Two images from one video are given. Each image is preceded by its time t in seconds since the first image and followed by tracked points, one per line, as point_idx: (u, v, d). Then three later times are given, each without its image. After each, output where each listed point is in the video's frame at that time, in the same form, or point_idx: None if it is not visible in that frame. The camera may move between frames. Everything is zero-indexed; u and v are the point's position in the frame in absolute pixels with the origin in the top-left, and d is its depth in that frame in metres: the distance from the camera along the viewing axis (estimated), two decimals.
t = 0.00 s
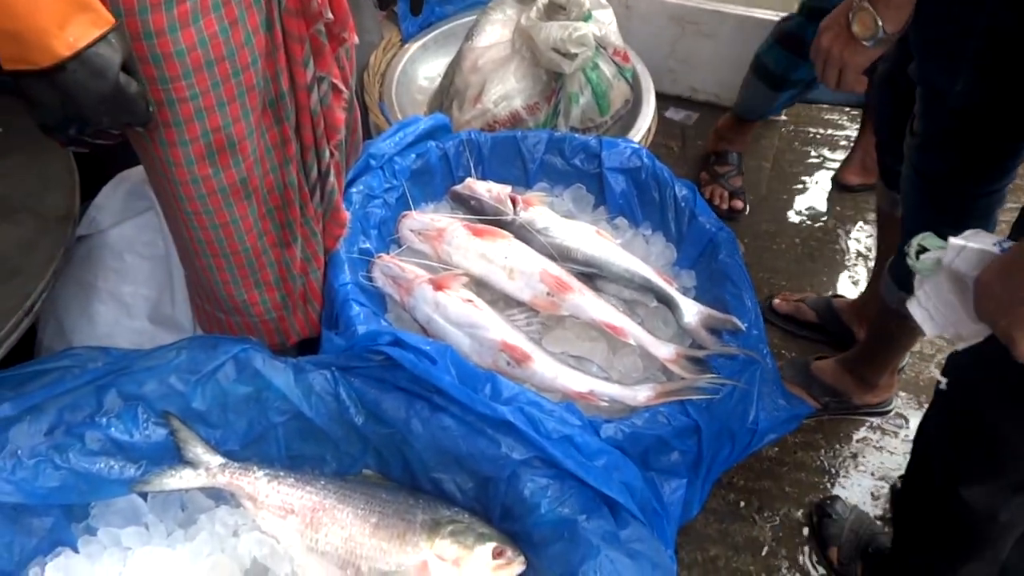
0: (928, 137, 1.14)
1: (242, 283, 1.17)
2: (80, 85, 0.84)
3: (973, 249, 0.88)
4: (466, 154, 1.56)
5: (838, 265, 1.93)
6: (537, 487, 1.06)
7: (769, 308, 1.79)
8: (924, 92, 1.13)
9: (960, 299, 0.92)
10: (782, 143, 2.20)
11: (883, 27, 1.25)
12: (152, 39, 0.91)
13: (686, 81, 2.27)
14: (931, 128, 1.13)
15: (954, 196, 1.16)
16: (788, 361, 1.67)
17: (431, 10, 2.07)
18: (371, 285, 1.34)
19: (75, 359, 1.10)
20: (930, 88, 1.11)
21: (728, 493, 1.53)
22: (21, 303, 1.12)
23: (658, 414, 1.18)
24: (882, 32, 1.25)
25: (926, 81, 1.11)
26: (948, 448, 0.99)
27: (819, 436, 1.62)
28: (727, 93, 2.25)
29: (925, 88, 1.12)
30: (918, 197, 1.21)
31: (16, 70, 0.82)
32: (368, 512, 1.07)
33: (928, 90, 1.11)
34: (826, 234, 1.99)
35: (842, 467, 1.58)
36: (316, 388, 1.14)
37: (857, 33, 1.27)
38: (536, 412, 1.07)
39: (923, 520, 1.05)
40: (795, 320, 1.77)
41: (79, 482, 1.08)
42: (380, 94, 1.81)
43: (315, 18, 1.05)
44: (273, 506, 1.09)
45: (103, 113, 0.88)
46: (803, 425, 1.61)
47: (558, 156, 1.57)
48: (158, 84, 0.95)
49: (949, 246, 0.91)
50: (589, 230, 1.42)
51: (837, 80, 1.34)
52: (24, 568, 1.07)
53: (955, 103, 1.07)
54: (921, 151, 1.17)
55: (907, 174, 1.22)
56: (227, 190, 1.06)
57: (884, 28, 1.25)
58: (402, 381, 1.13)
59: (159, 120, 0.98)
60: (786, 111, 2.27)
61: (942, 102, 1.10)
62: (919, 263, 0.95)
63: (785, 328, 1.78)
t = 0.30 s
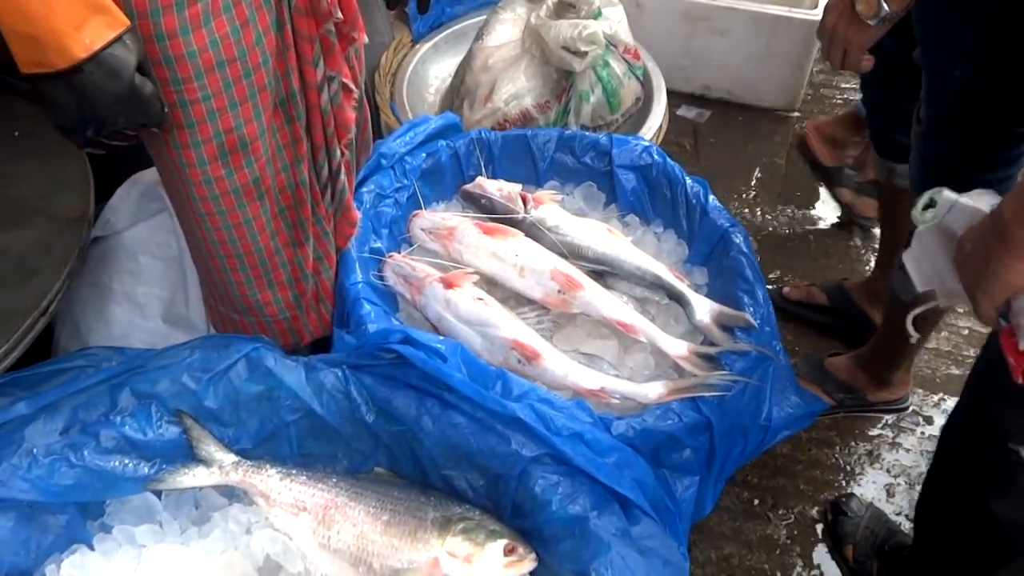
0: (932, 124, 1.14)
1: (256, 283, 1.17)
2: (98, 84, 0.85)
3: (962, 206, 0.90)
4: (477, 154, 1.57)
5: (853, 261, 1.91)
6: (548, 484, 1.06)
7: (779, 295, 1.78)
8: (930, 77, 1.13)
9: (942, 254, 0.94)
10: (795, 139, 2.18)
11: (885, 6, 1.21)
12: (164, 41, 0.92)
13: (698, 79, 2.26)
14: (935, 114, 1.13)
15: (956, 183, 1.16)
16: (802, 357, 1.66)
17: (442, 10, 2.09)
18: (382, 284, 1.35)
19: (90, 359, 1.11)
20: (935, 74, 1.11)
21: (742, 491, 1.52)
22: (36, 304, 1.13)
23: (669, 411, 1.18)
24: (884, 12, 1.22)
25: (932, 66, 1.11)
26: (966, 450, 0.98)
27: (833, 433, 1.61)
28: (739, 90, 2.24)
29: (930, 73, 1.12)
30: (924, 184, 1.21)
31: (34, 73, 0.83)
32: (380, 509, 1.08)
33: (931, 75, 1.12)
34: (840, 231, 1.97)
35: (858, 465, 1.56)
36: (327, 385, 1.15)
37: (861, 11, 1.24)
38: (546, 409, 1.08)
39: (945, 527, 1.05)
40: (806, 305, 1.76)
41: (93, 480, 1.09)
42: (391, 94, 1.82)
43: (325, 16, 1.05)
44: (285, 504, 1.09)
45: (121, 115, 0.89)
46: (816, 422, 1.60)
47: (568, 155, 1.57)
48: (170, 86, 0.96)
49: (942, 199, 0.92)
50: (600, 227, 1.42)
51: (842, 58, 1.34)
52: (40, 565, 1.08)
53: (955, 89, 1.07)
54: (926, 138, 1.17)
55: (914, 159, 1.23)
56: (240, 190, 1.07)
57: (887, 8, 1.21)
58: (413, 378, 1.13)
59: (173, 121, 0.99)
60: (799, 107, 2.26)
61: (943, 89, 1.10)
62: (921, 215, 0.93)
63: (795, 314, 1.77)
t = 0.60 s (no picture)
0: (934, 111, 1.16)
1: (261, 282, 1.18)
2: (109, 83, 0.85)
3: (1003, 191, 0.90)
4: (481, 152, 1.57)
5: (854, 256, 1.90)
6: (552, 479, 1.06)
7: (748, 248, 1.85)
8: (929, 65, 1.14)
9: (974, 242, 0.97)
10: (800, 138, 2.18)
11: None
12: (169, 40, 0.93)
13: (702, 77, 2.26)
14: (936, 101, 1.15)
15: (957, 168, 1.17)
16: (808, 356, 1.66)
17: (446, 10, 2.09)
18: (387, 282, 1.35)
19: (97, 357, 1.12)
20: (936, 61, 1.12)
21: (748, 488, 1.52)
22: (44, 302, 1.14)
23: (673, 407, 1.18)
24: None
25: (932, 54, 1.13)
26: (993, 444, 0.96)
27: (840, 430, 1.60)
28: (744, 88, 2.24)
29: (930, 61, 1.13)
30: (925, 169, 1.22)
31: (43, 71, 0.83)
32: (384, 505, 1.08)
33: (931, 64, 1.13)
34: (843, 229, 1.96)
35: (864, 462, 1.56)
36: (332, 382, 1.15)
37: None
38: (550, 404, 1.08)
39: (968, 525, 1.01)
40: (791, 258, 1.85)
41: (100, 476, 1.09)
42: (396, 95, 1.83)
43: (330, 16, 1.05)
44: (290, 500, 1.09)
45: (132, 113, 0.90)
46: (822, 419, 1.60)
47: (572, 153, 1.57)
48: (176, 85, 0.96)
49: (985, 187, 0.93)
50: (604, 225, 1.42)
51: (862, 45, 1.29)
52: (48, 560, 1.09)
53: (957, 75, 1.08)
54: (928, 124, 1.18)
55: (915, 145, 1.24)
56: (245, 189, 1.08)
57: None
58: (417, 375, 1.14)
59: (178, 121, 1.00)
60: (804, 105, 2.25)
61: (944, 75, 1.11)
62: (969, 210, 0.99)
63: (782, 271, 1.85)
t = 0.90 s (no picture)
0: (920, 89, 1.17)
1: (265, 279, 1.19)
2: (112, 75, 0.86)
3: None
4: (484, 151, 1.58)
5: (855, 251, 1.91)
6: (554, 473, 1.06)
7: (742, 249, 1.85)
8: (910, 55, 1.15)
9: None
10: (802, 136, 2.19)
11: None
12: (175, 38, 0.94)
13: (704, 76, 2.27)
14: (923, 86, 1.16)
15: (945, 138, 1.21)
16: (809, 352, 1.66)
17: (449, 10, 2.09)
18: (390, 280, 1.36)
19: (103, 354, 1.14)
20: (921, 50, 1.13)
21: (751, 484, 1.52)
22: (50, 299, 1.15)
23: (675, 402, 1.18)
24: None
25: (914, 43, 1.13)
26: None
27: (842, 427, 1.60)
28: (747, 87, 2.24)
29: (913, 50, 1.14)
30: (906, 149, 1.24)
31: (55, 70, 0.86)
32: (388, 500, 1.09)
33: (917, 54, 1.14)
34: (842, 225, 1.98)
35: (867, 458, 1.56)
36: (335, 378, 1.16)
37: None
38: (551, 399, 1.09)
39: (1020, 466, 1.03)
40: (785, 262, 1.85)
41: (107, 471, 1.10)
42: (399, 95, 1.84)
43: (332, 15, 1.07)
44: (294, 495, 1.10)
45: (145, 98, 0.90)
46: (825, 416, 1.60)
47: (574, 151, 1.58)
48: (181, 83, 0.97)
49: None
50: (606, 223, 1.43)
51: None
52: (55, 555, 1.10)
53: (951, 56, 1.11)
54: (911, 110, 1.19)
55: (889, 131, 1.26)
56: (249, 186, 1.08)
57: None
58: (420, 370, 1.14)
59: (182, 118, 1.01)
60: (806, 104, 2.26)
61: (933, 60, 1.12)
62: None
63: (778, 276, 1.85)
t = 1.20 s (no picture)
0: (943, 81, 1.28)
1: (274, 275, 1.19)
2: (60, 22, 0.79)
3: None
4: (492, 150, 1.58)
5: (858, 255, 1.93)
6: (558, 473, 1.07)
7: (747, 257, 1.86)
8: (938, 33, 1.24)
9: None
10: (809, 141, 2.19)
11: None
12: (187, 34, 0.92)
13: (712, 79, 2.27)
14: (949, 63, 1.26)
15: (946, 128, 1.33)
16: (813, 357, 1.67)
17: (459, 9, 2.10)
18: (397, 277, 1.37)
19: (111, 345, 1.15)
20: (951, 26, 1.23)
21: (752, 487, 1.53)
22: (59, 290, 1.16)
23: (679, 403, 1.18)
24: None
25: (942, 25, 1.24)
26: None
27: (843, 433, 1.61)
28: (754, 92, 2.25)
29: (942, 28, 1.24)
30: (917, 139, 1.33)
31: None
32: (392, 495, 1.09)
33: (949, 34, 1.24)
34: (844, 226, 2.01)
35: (868, 464, 1.57)
36: (341, 373, 1.17)
37: None
38: (557, 398, 1.09)
39: None
40: (790, 268, 1.86)
41: (113, 461, 1.11)
42: (408, 93, 1.84)
43: (344, 12, 1.08)
44: (299, 489, 1.11)
45: None
46: (824, 421, 1.61)
47: (581, 152, 1.59)
48: (192, 79, 0.96)
49: None
50: (613, 224, 1.43)
51: None
52: (60, 543, 1.11)
53: (976, 35, 1.23)
54: (934, 90, 1.28)
55: (899, 120, 1.32)
56: (260, 181, 1.08)
57: None
58: (425, 368, 1.15)
59: (194, 113, 1.00)
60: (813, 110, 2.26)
61: (962, 38, 1.24)
62: None
63: (782, 283, 1.86)
